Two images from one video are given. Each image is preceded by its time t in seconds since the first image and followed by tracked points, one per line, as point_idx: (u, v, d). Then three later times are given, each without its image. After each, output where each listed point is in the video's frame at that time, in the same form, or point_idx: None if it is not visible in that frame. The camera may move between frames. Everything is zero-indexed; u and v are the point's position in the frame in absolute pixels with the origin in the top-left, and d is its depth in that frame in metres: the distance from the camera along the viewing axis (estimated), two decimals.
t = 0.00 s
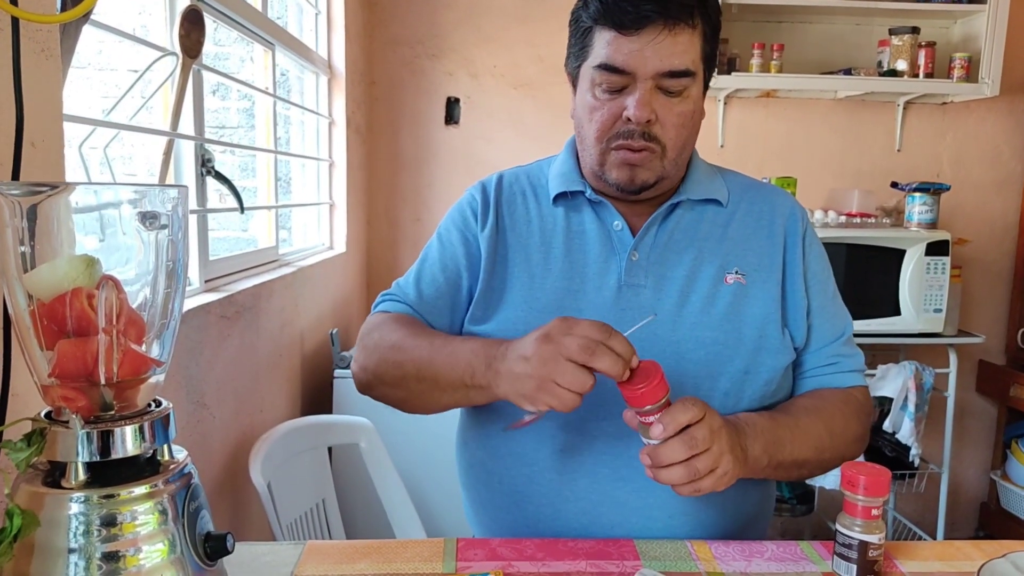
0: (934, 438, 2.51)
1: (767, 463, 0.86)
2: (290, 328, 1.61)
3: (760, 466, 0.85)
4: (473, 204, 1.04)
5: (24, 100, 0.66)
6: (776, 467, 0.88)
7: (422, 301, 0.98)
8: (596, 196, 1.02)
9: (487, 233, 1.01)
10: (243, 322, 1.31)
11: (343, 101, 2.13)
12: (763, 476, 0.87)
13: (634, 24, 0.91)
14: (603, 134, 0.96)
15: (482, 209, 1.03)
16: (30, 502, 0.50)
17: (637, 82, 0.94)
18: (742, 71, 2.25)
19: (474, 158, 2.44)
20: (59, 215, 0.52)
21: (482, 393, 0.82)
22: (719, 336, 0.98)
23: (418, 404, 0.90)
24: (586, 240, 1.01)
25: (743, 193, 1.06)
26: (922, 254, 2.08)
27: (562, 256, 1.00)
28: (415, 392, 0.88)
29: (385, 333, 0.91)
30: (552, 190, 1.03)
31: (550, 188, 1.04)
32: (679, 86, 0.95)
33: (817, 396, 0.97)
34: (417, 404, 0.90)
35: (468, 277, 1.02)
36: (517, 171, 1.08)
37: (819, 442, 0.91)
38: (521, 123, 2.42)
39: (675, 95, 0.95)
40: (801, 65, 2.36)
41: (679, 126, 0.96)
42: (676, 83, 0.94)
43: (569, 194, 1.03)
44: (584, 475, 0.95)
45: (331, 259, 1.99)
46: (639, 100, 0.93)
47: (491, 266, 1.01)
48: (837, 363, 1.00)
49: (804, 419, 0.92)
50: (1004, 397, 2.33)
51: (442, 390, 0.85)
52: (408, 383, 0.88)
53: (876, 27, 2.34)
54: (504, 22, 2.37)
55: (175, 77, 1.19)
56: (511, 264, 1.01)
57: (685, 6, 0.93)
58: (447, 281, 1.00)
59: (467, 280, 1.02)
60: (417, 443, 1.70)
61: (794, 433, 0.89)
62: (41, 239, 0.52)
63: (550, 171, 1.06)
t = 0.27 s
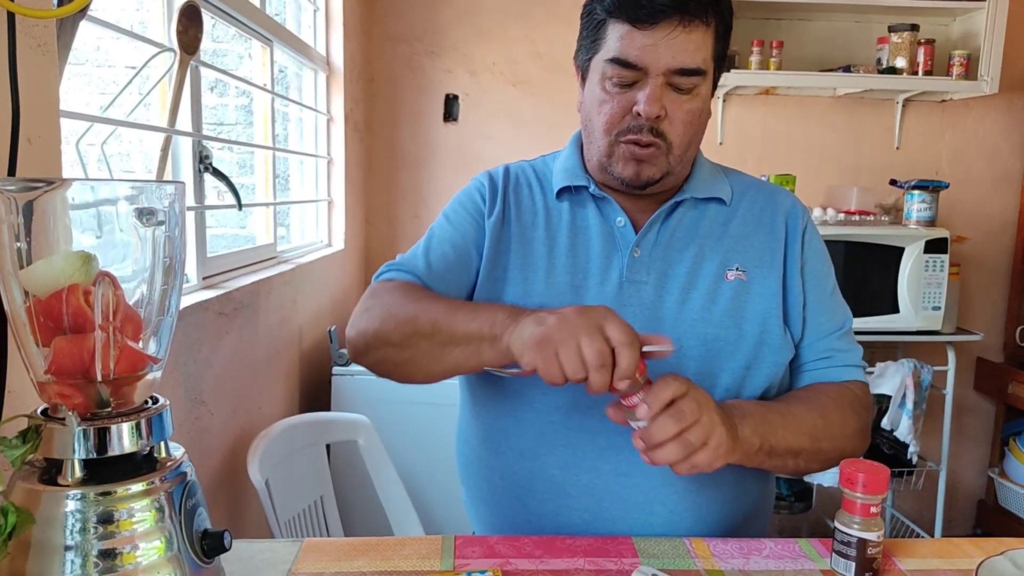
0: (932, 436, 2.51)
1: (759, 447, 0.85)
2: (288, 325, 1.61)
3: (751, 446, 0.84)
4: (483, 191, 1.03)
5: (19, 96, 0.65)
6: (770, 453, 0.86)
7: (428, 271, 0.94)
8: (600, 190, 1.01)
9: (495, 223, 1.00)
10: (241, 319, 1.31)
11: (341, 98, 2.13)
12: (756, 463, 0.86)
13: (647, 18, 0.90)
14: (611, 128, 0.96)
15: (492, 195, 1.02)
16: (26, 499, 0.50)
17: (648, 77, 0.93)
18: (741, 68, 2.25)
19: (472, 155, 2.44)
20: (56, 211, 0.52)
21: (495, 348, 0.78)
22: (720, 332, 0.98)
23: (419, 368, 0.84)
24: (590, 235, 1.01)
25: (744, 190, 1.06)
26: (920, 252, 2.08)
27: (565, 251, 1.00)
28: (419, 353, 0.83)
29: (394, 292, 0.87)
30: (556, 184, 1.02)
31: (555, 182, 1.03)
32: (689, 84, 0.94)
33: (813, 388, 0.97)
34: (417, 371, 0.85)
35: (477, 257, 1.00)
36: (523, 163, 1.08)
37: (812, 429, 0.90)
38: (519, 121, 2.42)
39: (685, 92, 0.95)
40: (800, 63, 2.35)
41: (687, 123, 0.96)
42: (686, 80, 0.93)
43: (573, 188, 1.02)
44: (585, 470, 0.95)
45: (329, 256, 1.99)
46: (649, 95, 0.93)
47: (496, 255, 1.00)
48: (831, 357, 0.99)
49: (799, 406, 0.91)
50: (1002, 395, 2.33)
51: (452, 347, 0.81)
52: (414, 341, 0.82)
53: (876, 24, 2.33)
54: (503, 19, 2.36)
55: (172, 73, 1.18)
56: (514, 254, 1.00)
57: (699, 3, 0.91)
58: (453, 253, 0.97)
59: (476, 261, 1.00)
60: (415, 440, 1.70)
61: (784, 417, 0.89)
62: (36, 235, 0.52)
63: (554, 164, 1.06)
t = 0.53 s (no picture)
0: (932, 434, 2.51)
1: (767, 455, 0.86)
2: (287, 325, 1.61)
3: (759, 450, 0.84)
4: (491, 179, 1.02)
5: (16, 96, 0.65)
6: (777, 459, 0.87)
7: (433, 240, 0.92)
8: (609, 188, 1.01)
9: (501, 215, 1.00)
10: (241, 319, 1.31)
11: (340, 97, 2.12)
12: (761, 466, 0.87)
13: (668, 17, 0.90)
14: (624, 125, 0.95)
15: (502, 184, 1.02)
16: (24, 500, 0.50)
17: (665, 76, 0.92)
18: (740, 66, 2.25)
19: (471, 154, 2.44)
20: (54, 211, 0.52)
21: (487, 331, 0.73)
22: (725, 334, 0.98)
23: (399, 334, 0.78)
24: (597, 234, 1.00)
25: (751, 194, 1.06)
26: (920, 250, 2.08)
27: (574, 247, 0.99)
28: (403, 318, 0.77)
29: (397, 254, 0.82)
30: (565, 178, 1.02)
31: (565, 176, 1.03)
32: (705, 85, 0.94)
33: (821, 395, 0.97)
34: (395, 334, 0.79)
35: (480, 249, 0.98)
36: (533, 159, 1.08)
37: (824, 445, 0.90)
38: (518, 120, 2.41)
39: (700, 93, 0.94)
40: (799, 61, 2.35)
41: (700, 123, 0.96)
42: (702, 81, 0.93)
43: (582, 184, 1.02)
44: (588, 470, 0.95)
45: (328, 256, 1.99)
46: (665, 94, 0.92)
47: (503, 245, 0.99)
48: (834, 363, 1.00)
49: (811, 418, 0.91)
50: (1002, 393, 2.34)
51: (441, 318, 0.76)
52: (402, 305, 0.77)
53: (875, 23, 2.33)
54: (501, 18, 2.36)
55: (170, 73, 1.18)
56: (520, 245, 0.99)
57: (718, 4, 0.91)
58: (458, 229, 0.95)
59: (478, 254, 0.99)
60: (414, 440, 1.70)
61: (801, 430, 0.89)
62: (34, 235, 0.52)
63: (565, 159, 1.05)
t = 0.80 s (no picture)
0: (933, 432, 2.51)
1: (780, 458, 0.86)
2: (287, 324, 1.61)
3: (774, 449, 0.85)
4: (506, 172, 1.02)
5: (16, 95, 0.65)
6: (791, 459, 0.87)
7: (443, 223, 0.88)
8: (621, 185, 1.01)
9: (513, 207, 0.99)
10: (241, 318, 1.31)
11: (340, 96, 2.12)
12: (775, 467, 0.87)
13: (688, 18, 0.89)
14: (639, 123, 0.95)
15: (515, 177, 1.02)
16: (24, 499, 0.50)
17: (683, 76, 0.92)
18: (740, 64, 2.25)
19: (471, 153, 2.44)
20: (53, 211, 0.52)
21: (504, 290, 0.72)
22: (736, 334, 0.98)
23: (413, 299, 0.76)
24: (608, 231, 1.00)
25: (763, 195, 1.05)
26: (920, 248, 2.08)
27: (585, 245, 0.99)
28: (416, 283, 0.75)
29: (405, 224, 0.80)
30: (577, 176, 1.02)
31: (576, 174, 1.03)
32: (722, 86, 0.94)
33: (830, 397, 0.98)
34: (408, 302, 0.77)
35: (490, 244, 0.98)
36: (547, 156, 1.08)
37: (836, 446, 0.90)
38: (518, 118, 2.41)
39: (716, 94, 0.94)
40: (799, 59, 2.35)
41: (715, 124, 0.95)
42: (720, 83, 0.93)
43: (595, 181, 1.02)
44: (597, 467, 0.95)
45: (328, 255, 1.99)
46: (682, 95, 0.92)
47: (517, 236, 0.99)
48: (842, 366, 1.00)
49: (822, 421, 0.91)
50: (1003, 391, 2.33)
51: (455, 282, 0.74)
52: (414, 268, 0.75)
53: (875, 21, 2.33)
54: (501, 17, 2.36)
55: (170, 72, 1.18)
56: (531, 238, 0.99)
57: (737, 6, 0.91)
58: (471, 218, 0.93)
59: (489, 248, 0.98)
60: (415, 439, 1.70)
61: (812, 431, 0.89)
62: (34, 234, 0.52)
63: (578, 156, 1.06)
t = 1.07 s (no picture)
0: (931, 429, 2.51)
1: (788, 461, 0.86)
2: (286, 321, 1.61)
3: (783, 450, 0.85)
4: (523, 164, 1.02)
5: (13, 92, 0.65)
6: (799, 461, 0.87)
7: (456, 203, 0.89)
8: (635, 183, 1.01)
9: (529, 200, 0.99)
10: (239, 316, 1.31)
11: (338, 94, 2.12)
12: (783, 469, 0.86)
13: (706, 20, 0.89)
14: (654, 124, 0.95)
15: (532, 170, 1.02)
16: (22, 498, 0.50)
17: (699, 77, 0.92)
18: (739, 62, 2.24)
19: (470, 150, 2.44)
20: (51, 209, 0.52)
21: (520, 257, 0.72)
22: (747, 333, 0.98)
23: (427, 267, 0.77)
24: (621, 228, 1.00)
25: (777, 195, 1.05)
26: (919, 246, 2.08)
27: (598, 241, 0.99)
28: (433, 251, 0.76)
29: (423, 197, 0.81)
30: (592, 172, 1.02)
31: (592, 170, 1.02)
32: (738, 88, 0.94)
33: (838, 399, 0.98)
34: (424, 271, 0.78)
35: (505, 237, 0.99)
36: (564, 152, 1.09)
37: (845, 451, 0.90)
38: (517, 116, 2.41)
39: (732, 96, 0.94)
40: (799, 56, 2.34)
41: (730, 126, 0.95)
42: (735, 85, 0.93)
43: (609, 177, 1.02)
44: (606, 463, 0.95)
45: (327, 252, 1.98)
46: (698, 96, 0.92)
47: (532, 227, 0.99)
48: (851, 368, 1.00)
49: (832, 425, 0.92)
50: (1001, 388, 2.34)
51: (472, 250, 0.75)
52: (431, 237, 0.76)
53: (874, 18, 2.33)
54: (500, 14, 2.35)
55: (168, 69, 1.18)
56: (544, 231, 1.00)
57: (755, 9, 0.91)
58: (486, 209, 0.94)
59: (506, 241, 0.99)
60: (415, 437, 1.70)
61: (822, 435, 0.89)
62: (32, 232, 0.52)
63: (593, 152, 1.05)
